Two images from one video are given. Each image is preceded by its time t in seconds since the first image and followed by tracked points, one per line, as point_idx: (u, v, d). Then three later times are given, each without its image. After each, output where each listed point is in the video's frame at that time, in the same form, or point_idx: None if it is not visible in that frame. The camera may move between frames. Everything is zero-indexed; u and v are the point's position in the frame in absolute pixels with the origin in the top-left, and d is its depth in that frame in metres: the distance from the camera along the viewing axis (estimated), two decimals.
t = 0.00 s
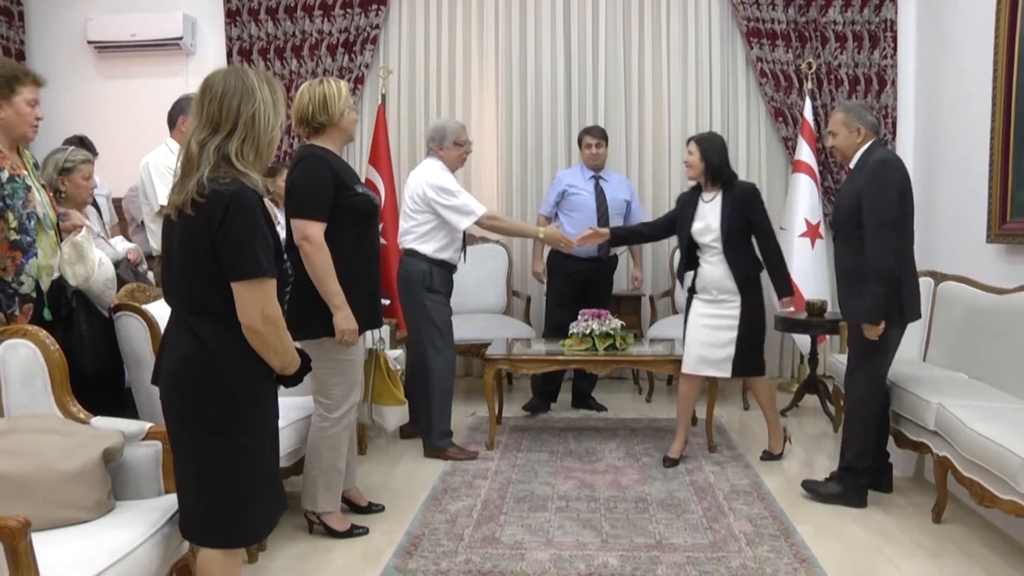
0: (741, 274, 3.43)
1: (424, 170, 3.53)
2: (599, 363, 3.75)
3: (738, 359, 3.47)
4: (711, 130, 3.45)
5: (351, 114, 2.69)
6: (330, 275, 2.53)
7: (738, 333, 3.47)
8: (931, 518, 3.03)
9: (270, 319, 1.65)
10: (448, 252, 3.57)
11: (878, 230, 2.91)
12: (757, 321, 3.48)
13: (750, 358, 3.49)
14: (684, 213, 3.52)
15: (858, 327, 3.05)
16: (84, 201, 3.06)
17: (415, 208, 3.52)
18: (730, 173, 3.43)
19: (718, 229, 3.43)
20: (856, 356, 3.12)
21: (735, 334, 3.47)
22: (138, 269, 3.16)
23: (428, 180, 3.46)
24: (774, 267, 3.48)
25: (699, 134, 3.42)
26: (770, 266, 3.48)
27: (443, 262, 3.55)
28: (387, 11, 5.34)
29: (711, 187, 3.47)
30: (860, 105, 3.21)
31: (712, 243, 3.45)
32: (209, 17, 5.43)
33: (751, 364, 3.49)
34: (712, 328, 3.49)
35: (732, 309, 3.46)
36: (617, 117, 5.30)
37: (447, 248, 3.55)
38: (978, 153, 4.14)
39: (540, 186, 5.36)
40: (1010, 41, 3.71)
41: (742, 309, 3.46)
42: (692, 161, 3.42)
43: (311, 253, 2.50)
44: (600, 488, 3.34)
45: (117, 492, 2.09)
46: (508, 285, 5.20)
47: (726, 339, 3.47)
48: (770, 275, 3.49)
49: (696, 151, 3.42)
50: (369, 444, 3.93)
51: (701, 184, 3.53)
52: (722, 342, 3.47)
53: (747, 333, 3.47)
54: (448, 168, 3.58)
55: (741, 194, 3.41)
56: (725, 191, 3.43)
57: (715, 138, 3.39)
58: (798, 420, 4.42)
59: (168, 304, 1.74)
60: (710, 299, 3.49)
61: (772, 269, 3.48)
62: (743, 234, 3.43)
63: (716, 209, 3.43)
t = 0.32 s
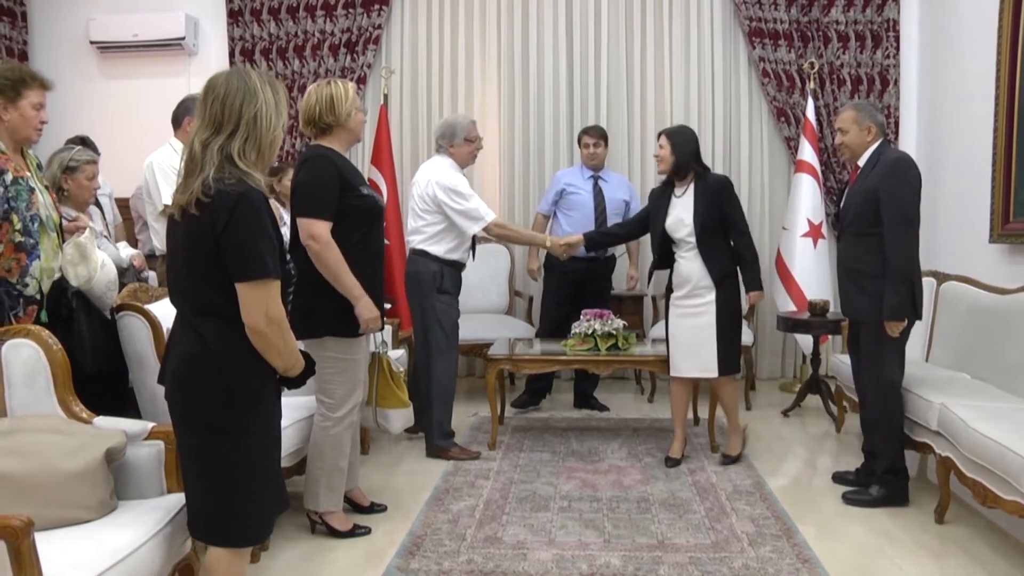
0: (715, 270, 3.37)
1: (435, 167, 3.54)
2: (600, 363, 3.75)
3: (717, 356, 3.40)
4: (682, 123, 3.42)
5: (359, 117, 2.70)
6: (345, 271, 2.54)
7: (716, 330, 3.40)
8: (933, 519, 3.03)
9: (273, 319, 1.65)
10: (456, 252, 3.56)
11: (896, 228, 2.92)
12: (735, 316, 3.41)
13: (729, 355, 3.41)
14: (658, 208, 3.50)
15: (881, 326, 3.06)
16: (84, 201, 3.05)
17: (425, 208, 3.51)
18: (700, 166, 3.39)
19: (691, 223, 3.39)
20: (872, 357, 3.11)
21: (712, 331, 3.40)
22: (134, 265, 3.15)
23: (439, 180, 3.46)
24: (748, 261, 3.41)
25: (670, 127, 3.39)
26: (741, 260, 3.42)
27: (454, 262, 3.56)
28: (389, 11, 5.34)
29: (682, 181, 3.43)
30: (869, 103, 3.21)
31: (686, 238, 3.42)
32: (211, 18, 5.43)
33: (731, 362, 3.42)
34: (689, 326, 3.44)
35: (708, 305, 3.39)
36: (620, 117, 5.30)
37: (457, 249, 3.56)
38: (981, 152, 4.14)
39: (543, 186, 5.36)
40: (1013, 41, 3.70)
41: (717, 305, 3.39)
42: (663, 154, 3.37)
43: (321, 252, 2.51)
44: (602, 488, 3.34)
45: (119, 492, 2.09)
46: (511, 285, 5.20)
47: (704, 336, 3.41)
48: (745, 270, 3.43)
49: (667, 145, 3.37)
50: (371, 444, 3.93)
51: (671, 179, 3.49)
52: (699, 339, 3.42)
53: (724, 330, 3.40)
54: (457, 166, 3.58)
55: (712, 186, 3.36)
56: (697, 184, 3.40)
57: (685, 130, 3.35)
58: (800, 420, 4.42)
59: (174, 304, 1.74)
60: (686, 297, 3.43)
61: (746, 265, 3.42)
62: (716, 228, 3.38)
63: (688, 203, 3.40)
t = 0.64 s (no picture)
0: (705, 270, 3.33)
1: (437, 167, 3.54)
2: (607, 363, 3.75)
3: (708, 358, 3.36)
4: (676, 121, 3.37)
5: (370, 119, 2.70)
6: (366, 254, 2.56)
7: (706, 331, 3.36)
8: (941, 520, 3.02)
9: (279, 317, 1.64)
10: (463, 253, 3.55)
11: (904, 231, 2.91)
12: (725, 318, 3.36)
13: (720, 357, 3.37)
14: (648, 208, 3.47)
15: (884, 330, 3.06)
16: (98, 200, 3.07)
17: (428, 209, 3.53)
18: (693, 166, 3.35)
19: (682, 223, 3.36)
20: (881, 357, 3.10)
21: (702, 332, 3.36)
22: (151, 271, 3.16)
23: (439, 180, 3.48)
24: (739, 263, 3.33)
25: (664, 125, 3.33)
26: (732, 262, 3.35)
27: (458, 263, 3.55)
28: (396, 11, 5.34)
29: (673, 181, 3.41)
30: (883, 101, 3.20)
31: (676, 238, 3.39)
32: (218, 18, 5.44)
33: (721, 364, 3.37)
34: (677, 327, 3.41)
35: (698, 306, 3.34)
36: (626, 117, 5.30)
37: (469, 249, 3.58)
38: (989, 152, 4.12)
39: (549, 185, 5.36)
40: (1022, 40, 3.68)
41: (705, 306, 3.35)
42: (658, 152, 3.33)
43: (337, 248, 2.51)
44: (609, 488, 3.33)
45: (126, 491, 2.10)
46: (517, 285, 5.20)
47: (693, 338, 3.38)
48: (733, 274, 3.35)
49: (662, 143, 3.32)
50: (377, 444, 3.93)
51: (663, 179, 3.47)
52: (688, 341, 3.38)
53: (715, 332, 3.36)
54: (461, 164, 3.58)
55: (704, 185, 3.32)
56: (688, 185, 3.36)
57: (681, 129, 3.31)
58: (807, 420, 4.41)
59: (182, 304, 1.75)
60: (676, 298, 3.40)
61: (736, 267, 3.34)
62: (706, 228, 3.34)
63: (678, 203, 3.38)
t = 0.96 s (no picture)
0: (702, 274, 3.26)
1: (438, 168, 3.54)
2: (616, 363, 3.74)
3: (694, 364, 3.30)
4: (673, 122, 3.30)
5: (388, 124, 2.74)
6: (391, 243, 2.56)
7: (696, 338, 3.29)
8: (951, 521, 3.00)
9: (280, 319, 1.64)
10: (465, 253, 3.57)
11: (914, 234, 2.89)
12: (717, 322, 3.31)
13: (706, 363, 3.31)
14: (644, 210, 3.40)
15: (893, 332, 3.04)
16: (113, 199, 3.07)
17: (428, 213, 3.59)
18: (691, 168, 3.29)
19: (680, 226, 3.29)
20: (888, 359, 3.09)
21: (693, 337, 3.29)
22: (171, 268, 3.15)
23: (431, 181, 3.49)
24: (739, 266, 3.30)
25: (661, 126, 3.26)
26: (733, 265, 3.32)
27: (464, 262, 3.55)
28: (404, 11, 5.35)
29: (670, 184, 3.35)
30: (896, 99, 3.18)
31: (672, 242, 3.32)
32: (227, 18, 5.46)
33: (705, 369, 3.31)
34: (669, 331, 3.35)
35: (690, 310, 3.28)
36: (634, 117, 5.30)
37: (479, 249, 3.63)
38: (1000, 152, 4.10)
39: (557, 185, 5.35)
40: None
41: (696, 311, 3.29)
42: (655, 154, 3.26)
43: (364, 245, 2.52)
44: (617, 488, 3.33)
45: (135, 489, 2.11)
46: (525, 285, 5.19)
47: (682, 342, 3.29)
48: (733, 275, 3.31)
49: (659, 144, 3.25)
50: (386, 443, 3.93)
51: (658, 180, 3.40)
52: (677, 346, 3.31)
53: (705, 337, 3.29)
54: (459, 162, 3.57)
55: (701, 188, 3.27)
56: (684, 189, 3.30)
57: (678, 129, 3.25)
58: (816, 420, 4.40)
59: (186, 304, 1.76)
60: (670, 303, 3.35)
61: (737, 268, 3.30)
62: (704, 231, 3.29)
63: (674, 206, 3.31)
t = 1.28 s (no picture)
0: (689, 278, 3.07)
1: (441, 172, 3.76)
2: (624, 363, 3.75)
3: (678, 375, 3.09)
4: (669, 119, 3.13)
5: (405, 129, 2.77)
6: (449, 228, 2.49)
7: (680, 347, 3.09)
8: (961, 523, 2.98)
9: (284, 320, 1.64)
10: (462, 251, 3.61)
11: (928, 235, 2.88)
12: (700, 330, 3.10)
13: (690, 374, 3.11)
14: (631, 209, 3.20)
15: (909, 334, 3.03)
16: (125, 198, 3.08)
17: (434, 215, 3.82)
18: (686, 167, 3.11)
19: (670, 226, 3.10)
20: (897, 359, 3.08)
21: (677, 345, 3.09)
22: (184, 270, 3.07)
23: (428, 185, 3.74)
24: (729, 274, 3.14)
25: (657, 121, 3.08)
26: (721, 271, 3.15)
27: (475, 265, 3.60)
28: (412, 11, 5.35)
29: (660, 181, 3.16)
30: (908, 98, 3.16)
31: (660, 243, 3.12)
32: (235, 19, 5.47)
33: (691, 381, 3.11)
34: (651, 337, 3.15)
35: (673, 316, 3.08)
36: (642, 117, 5.29)
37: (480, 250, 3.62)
38: (1011, 152, 4.07)
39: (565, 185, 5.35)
40: None
41: (682, 318, 3.08)
42: (648, 151, 3.07)
43: (420, 236, 2.47)
44: (625, 488, 3.33)
45: (145, 488, 2.11)
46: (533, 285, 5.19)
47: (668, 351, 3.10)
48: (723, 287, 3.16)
49: (653, 140, 3.07)
50: (394, 443, 3.94)
51: (650, 177, 3.21)
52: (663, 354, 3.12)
53: (690, 346, 3.10)
54: (461, 165, 3.81)
55: (696, 189, 3.11)
56: (677, 188, 3.12)
57: (674, 126, 3.07)
58: (825, 421, 4.38)
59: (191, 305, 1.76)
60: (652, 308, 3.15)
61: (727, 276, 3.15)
62: (695, 234, 3.11)
63: (665, 205, 3.12)
